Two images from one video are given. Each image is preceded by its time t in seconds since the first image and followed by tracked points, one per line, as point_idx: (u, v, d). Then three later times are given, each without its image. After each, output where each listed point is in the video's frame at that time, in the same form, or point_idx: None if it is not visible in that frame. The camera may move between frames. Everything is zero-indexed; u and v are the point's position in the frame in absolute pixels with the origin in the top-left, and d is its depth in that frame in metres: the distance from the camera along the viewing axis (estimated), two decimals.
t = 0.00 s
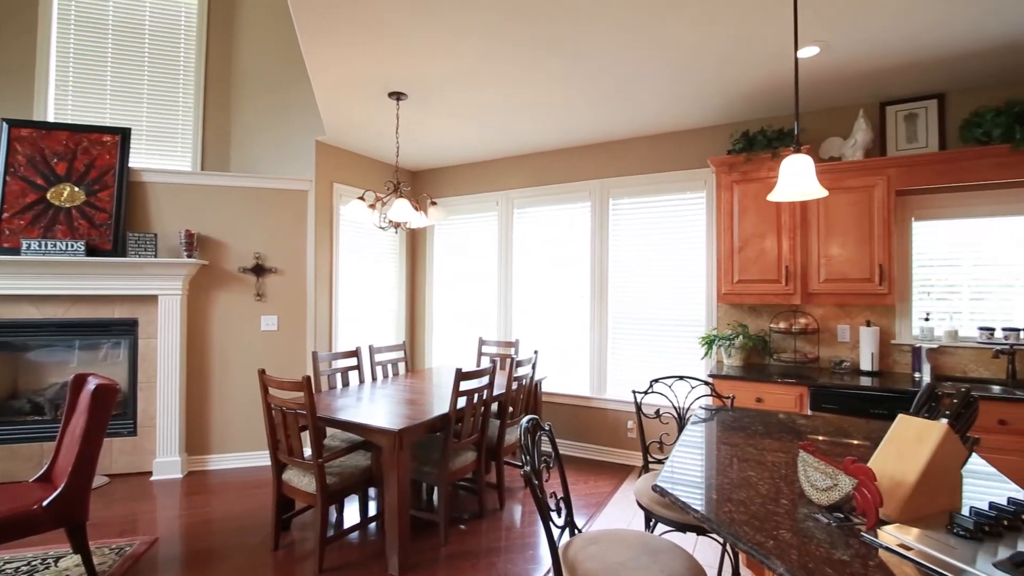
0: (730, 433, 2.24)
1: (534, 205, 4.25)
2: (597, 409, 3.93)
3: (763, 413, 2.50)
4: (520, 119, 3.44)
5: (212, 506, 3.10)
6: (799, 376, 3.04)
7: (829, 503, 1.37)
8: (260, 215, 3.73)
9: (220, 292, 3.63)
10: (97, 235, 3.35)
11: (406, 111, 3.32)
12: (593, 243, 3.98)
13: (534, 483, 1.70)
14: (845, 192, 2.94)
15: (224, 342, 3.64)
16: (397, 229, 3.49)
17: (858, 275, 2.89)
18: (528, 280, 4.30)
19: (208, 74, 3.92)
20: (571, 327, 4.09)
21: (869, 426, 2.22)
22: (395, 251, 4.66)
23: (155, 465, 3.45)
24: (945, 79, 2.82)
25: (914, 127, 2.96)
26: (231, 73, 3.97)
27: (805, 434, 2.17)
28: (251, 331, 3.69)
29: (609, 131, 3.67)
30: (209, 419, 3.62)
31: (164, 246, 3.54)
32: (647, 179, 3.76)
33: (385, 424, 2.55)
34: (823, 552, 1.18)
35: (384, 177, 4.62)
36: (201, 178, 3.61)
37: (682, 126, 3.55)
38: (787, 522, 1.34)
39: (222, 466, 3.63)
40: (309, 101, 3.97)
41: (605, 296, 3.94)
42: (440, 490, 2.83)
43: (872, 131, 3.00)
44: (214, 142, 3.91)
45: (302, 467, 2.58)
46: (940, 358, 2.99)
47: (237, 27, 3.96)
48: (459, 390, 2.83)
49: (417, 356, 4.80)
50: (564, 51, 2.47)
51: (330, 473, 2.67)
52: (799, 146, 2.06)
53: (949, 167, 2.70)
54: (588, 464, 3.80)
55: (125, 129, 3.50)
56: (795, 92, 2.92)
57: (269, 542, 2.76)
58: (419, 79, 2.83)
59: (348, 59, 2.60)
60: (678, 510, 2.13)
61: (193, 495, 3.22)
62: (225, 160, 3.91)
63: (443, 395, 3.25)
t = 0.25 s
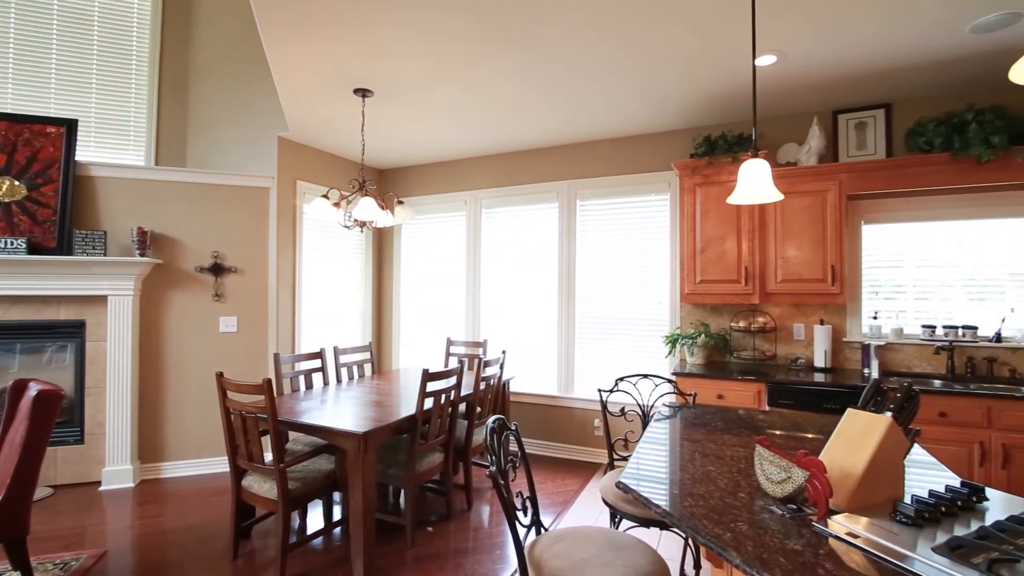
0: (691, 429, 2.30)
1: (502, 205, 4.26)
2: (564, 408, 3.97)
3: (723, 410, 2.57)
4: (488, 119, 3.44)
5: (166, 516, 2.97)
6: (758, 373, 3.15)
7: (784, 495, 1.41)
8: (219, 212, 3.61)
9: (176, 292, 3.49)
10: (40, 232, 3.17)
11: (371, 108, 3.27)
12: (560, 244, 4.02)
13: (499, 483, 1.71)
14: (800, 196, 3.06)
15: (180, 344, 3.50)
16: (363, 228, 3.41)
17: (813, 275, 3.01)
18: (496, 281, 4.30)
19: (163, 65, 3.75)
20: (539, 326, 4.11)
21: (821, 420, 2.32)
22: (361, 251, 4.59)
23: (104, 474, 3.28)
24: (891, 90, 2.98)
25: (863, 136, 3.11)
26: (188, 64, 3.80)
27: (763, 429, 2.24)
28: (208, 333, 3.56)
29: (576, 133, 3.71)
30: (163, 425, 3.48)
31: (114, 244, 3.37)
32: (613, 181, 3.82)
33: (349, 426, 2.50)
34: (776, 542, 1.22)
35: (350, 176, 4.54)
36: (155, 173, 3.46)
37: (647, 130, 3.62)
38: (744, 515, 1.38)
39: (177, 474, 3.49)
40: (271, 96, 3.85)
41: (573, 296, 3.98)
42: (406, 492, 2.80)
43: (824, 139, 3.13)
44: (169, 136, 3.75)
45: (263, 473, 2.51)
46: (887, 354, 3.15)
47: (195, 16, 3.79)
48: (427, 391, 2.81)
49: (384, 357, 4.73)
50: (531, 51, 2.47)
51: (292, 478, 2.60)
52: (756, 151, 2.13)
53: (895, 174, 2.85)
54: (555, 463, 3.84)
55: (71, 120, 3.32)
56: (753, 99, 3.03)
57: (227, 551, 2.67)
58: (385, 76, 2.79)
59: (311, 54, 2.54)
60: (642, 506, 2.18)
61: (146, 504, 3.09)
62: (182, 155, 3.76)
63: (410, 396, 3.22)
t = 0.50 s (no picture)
0: (655, 427, 2.35)
1: (471, 205, 4.25)
2: (533, 407, 3.99)
3: (687, 407, 2.64)
4: (457, 118, 3.42)
5: (118, 526, 2.84)
6: (720, 370, 3.24)
7: (742, 489, 1.46)
8: (176, 209, 3.47)
9: (129, 292, 3.34)
10: None
11: (337, 104, 3.21)
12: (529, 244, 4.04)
13: (465, 483, 1.70)
14: (759, 199, 3.17)
15: (133, 347, 3.35)
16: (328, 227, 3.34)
17: (772, 276, 3.12)
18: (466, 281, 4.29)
19: (115, 54, 3.57)
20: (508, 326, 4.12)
21: (779, 415, 2.41)
22: (327, 250, 4.50)
23: (49, 484, 3.11)
24: (844, 98, 3.11)
25: (818, 142, 3.23)
26: (143, 55, 3.64)
27: (724, 424, 2.31)
28: (164, 334, 3.42)
29: (544, 134, 3.74)
30: (115, 431, 3.32)
31: (61, 242, 3.20)
32: (581, 182, 3.87)
33: (313, 429, 2.44)
34: (734, 535, 1.26)
35: (314, 173, 4.44)
36: (106, 168, 3.30)
37: (614, 132, 3.68)
38: (705, 508, 1.42)
39: (130, 482, 3.35)
40: (231, 89, 3.72)
41: (542, 296, 4.01)
42: (372, 496, 2.75)
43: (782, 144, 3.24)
44: (122, 130, 3.58)
45: (222, 480, 2.42)
46: (840, 351, 3.30)
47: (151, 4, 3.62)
48: (394, 392, 2.77)
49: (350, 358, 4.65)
50: (498, 51, 2.48)
51: (253, 484, 2.53)
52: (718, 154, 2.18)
53: (848, 178, 2.98)
54: (524, 462, 3.86)
55: (12, 109, 3.13)
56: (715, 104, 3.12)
57: (184, 561, 2.57)
58: (351, 71, 2.74)
59: (273, 46, 2.47)
60: (607, 502, 2.21)
61: (96, 515, 2.94)
62: (136, 150, 3.60)
63: (377, 397, 3.18)
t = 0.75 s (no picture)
0: (622, 425, 2.39)
1: (441, 204, 4.22)
2: (503, 407, 4.00)
3: (654, 404, 2.69)
4: (427, 117, 3.39)
5: (68, 539, 2.71)
6: (686, 369, 3.32)
7: (705, 484, 1.50)
8: (131, 207, 3.33)
9: (80, 293, 3.19)
10: None
11: (303, 100, 3.14)
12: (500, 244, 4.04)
13: (433, 485, 1.69)
14: (724, 202, 3.26)
15: (85, 350, 3.20)
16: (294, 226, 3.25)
17: (735, 276, 3.22)
18: (436, 281, 4.26)
19: (66, 42, 3.39)
20: (478, 326, 4.12)
21: (741, 412, 2.48)
22: (292, 249, 4.40)
23: None
24: (802, 106, 3.23)
25: (780, 147, 3.36)
26: (94, 44, 3.48)
27: (689, 422, 2.37)
28: (118, 337, 3.28)
29: (515, 134, 3.75)
30: (65, 439, 3.16)
31: (4, 240, 3.03)
32: (551, 183, 3.89)
33: (279, 433, 2.38)
34: (697, 529, 1.29)
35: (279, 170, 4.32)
36: (54, 162, 3.14)
37: (584, 134, 3.72)
38: (669, 504, 1.46)
39: (82, 492, 3.19)
40: (190, 82, 3.57)
41: (512, 296, 4.02)
42: (340, 500, 2.71)
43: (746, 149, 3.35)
44: (72, 122, 3.41)
45: (180, 487, 2.34)
46: (799, 349, 3.42)
47: None
48: (362, 394, 2.73)
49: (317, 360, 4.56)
50: (468, 50, 2.47)
51: (214, 490, 2.45)
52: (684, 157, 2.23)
53: (806, 183, 3.09)
54: (494, 462, 3.86)
55: None
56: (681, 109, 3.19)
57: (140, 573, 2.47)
58: (318, 67, 2.69)
59: (236, 39, 2.40)
60: (575, 501, 2.24)
61: (44, 527, 2.80)
62: (88, 144, 3.45)
63: (345, 399, 3.13)
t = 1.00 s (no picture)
0: (585, 423, 2.42)
1: (406, 203, 4.17)
2: (469, 408, 3.99)
3: (616, 403, 2.74)
4: (391, 114, 3.34)
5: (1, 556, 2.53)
6: (648, 367, 3.40)
7: (663, 479, 1.54)
8: (74, 202, 3.15)
9: (16, 293, 2.99)
10: None
11: (262, 93, 3.04)
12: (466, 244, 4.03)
13: (395, 487, 1.67)
14: (684, 204, 3.34)
15: (21, 354, 3.00)
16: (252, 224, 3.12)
17: (694, 276, 3.31)
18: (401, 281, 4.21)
19: None
20: (443, 327, 4.10)
21: (700, 408, 2.56)
22: (250, 248, 4.26)
23: None
24: (758, 112, 3.36)
25: (736, 152, 3.47)
26: (32, 29, 3.29)
27: (650, 419, 2.42)
28: (59, 340, 3.10)
29: (481, 134, 3.74)
30: None
31: None
32: (517, 183, 3.91)
33: (234, 439, 2.29)
34: (655, 523, 1.33)
35: (235, 166, 4.17)
36: None
37: (550, 135, 3.75)
38: (629, 500, 1.49)
39: (18, 505, 3.00)
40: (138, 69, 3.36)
41: (478, 296, 4.01)
42: (300, 506, 2.64)
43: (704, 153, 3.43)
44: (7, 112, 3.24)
45: (127, 497, 2.23)
46: (755, 347, 3.55)
47: None
48: (323, 397, 2.67)
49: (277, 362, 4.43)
50: (432, 47, 2.45)
51: (164, 500, 2.34)
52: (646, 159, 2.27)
53: (761, 186, 3.21)
54: (459, 463, 3.85)
55: None
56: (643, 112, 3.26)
57: None
58: (277, 59, 2.61)
59: (188, 27, 2.30)
60: (539, 500, 2.25)
61: None
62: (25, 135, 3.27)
63: (305, 402, 3.05)
